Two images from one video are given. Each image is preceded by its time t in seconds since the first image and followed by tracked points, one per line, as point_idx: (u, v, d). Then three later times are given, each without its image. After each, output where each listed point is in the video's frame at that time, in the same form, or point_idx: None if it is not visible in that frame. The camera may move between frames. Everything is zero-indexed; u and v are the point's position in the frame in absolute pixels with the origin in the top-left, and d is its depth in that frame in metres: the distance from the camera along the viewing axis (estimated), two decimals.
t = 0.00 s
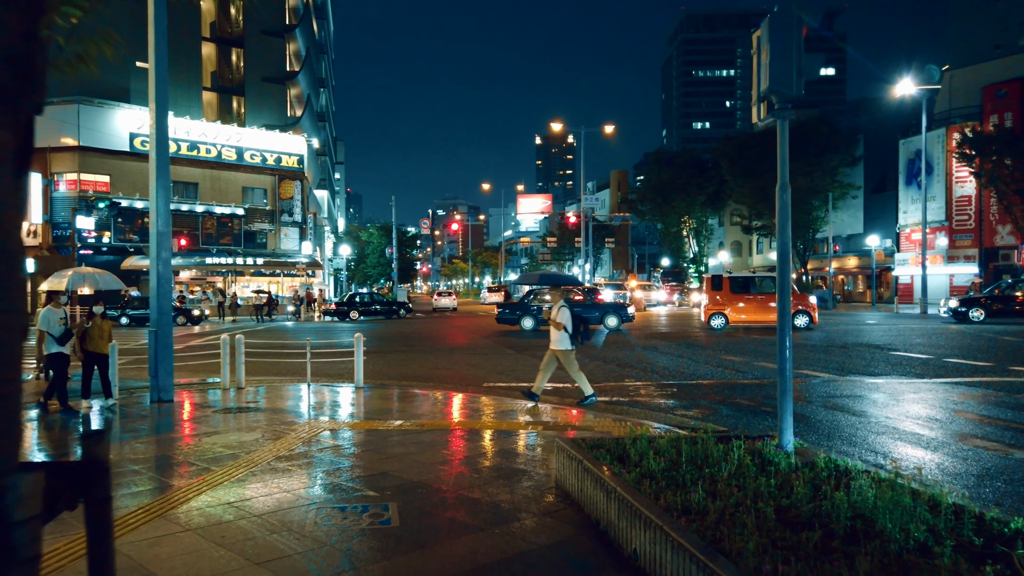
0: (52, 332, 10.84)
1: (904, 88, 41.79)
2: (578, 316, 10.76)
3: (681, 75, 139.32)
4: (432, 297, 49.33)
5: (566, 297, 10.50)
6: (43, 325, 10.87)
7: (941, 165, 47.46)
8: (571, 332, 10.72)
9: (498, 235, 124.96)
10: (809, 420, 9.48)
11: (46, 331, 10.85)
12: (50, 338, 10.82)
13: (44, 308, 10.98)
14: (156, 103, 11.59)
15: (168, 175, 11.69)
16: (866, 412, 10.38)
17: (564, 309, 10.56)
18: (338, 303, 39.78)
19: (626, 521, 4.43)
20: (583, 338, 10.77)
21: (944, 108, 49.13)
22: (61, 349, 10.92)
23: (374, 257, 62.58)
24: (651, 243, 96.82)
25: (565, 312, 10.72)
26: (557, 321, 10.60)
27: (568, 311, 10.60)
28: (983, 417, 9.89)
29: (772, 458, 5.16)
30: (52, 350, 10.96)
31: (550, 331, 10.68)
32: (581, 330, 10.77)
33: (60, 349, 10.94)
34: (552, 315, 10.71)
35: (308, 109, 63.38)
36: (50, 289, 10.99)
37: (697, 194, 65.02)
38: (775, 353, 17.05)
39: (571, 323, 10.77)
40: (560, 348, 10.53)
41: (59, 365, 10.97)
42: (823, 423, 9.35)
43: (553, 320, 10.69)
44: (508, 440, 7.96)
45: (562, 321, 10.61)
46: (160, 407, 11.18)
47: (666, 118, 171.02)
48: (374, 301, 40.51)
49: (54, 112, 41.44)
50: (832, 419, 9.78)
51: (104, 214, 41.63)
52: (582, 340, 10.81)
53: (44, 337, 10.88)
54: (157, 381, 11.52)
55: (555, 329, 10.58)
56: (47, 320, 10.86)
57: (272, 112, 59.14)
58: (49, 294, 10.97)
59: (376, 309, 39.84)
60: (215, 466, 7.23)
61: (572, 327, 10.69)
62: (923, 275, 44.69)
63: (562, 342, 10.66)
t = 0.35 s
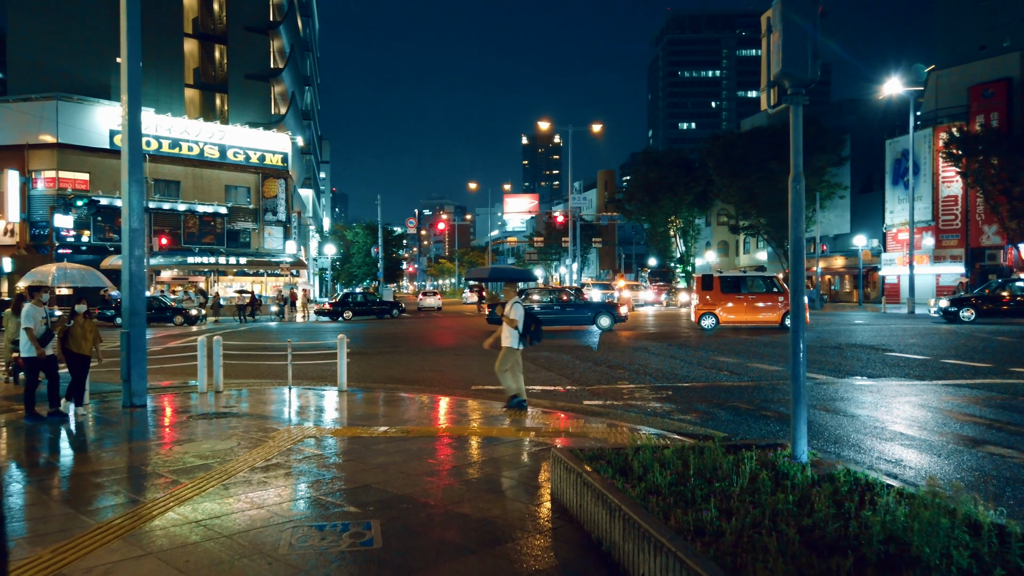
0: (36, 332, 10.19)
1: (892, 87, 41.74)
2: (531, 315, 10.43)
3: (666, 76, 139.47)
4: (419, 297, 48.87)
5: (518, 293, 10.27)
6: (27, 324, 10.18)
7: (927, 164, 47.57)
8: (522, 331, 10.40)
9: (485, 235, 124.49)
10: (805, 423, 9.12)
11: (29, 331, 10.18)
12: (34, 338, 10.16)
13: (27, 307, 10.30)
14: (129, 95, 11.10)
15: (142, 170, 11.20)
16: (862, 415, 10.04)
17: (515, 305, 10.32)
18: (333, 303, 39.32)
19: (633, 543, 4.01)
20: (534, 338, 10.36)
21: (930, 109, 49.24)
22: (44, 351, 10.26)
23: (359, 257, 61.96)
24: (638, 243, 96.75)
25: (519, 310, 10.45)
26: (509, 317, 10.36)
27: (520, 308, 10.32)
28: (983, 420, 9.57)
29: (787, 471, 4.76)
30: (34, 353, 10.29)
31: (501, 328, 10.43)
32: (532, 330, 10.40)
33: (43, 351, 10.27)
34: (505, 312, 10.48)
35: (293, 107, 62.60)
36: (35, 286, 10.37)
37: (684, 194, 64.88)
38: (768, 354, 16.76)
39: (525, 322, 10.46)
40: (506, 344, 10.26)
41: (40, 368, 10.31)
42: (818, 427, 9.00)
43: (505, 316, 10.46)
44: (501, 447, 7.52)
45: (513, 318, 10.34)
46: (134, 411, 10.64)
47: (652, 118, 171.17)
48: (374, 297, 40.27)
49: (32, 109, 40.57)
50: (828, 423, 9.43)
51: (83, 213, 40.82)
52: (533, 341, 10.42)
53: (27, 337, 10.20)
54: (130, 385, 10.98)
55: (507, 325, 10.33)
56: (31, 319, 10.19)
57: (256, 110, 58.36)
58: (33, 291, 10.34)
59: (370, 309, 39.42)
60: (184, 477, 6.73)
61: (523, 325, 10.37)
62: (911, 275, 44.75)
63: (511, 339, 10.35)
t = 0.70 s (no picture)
0: (23, 336, 9.47)
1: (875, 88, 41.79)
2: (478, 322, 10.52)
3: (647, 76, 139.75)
4: (401, 297, 48.33)
5: (467, 298, 10.41)
6: (12, 326, 9.43)
7: (908, 165, 47.85)
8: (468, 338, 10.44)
9: (467, 235, 123.88)
10: (796, 426, 8.87)
11: (15, 334, 9.44)
12: (20, 342, 9.43)
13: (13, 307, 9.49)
14: (96, 86, 10.56)
15: (110, 166, 10.66)
16: (850, 416, 9.84)
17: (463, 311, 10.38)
18: (321, 303, 38.80)
19: (642, 570, 3.63)
20: (480, 345, 10.40)
21: (910, 110, 49.54)
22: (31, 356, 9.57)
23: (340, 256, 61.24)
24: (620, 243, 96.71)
25: (465, 317, 10.53)
26: (456, 323, 10.38)
27: (466, 314, 10.41)
28: (972, 420, 9.41)
29: (803, 486, 4.41)
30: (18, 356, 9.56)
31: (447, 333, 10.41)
32: (479, 337, 10.44)
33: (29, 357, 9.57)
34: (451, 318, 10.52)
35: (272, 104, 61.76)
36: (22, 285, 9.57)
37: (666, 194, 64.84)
38: (756, 355, 16.51)
39: (470, 330, 10.52)
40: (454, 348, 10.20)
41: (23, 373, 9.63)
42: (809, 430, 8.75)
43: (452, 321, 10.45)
44: (490, 457, 7.11)
45: (460, 323, 10.39)
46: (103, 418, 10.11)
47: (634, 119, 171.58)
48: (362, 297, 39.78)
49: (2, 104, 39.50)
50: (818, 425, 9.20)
51: (55, 211, 39.83)
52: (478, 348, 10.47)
53: (12, 340, 9.44)
54: (98, 389, 10.45)
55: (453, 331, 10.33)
56: (18, 322, 9.43)
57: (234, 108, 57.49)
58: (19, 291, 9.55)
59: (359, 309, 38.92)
60: (152, 491, 6.26)
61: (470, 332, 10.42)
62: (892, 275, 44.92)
63: (457, 345, 10.35)
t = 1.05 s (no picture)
0: (17, 338, 8.99)
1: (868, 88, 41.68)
2: (437, 321, 9.75)
3: (637, 77, 139.81)
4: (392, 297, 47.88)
5: (423, 299, 9.57)
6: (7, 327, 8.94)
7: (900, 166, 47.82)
8: (428, 341, 9.71)
9: (457, 236, 123.38)
10: (806, 432, 8.55)
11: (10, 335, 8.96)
12: (15, 344, 8.96)
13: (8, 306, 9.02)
14: (74, 78, 10.15)
15: (90, 162, 10.24)
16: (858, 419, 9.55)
17: (417, 314, 9.55)
18: (318, 303, 38.21)
19: None
20: (442, 347, 9.72)
21: (902, 111, 49.52)
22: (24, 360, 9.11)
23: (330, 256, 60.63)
24: (611, 244, 96.51)
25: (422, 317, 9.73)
26: (411, 326, 9.61)
27: (423, 316, 9.60)
28: (982, 424, 9.15)
29: (842, 505, 4.04)
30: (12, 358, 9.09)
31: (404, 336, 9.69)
32: (440, 339, 9.71)
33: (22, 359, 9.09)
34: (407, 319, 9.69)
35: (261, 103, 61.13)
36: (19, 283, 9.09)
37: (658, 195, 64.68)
38: (756, 357, 16.20)
39: (429, 329, 9.78)
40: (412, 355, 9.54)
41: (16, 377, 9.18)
42: (819, 435, 8.43)
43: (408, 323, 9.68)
44: (491, 468, 6.71)
45: (417, 327, 9.60)
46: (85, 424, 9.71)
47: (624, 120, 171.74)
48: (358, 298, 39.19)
49: None
50: (827, 428, 8.90)
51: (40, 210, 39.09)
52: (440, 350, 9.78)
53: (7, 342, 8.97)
54: (77, 394, 10.03)
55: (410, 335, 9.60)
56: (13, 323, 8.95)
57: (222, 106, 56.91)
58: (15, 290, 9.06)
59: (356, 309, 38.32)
60: (131, 506, 5.83)
61: (429, 334, 9.67)
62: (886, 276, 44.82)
63: (417, 349, 9.67)
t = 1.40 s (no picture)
0: (33, 342, 8.57)
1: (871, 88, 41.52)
2: (401, 321, 9.43)
3: (634, 77, 139.56)
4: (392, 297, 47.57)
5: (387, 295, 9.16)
6: (20, 333, 8.49)
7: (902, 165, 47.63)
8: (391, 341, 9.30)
9: (456, 236, 123.01)
10: (827, 438, 8.18)
11: (24, 340, 8.51)
12: (31, 349, 8.55)
13: (22, 309, 8.56)
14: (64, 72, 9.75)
15: (81, 160, 9.87)
16: (877, 423, 9.19)
17: (383, 309, 9.11)
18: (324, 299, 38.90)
19: None
20: (404, 349, 9.40)
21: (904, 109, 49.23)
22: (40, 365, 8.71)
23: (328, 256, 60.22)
24: (610, 244, 96.20)
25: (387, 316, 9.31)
26: (377, 322, 9.12)
27: (389, 313, 9.20)
28: (999, 427, 8.87)
29: (898, 527, 3.67)
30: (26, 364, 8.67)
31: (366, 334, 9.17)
32: (404, 339, 9.37)
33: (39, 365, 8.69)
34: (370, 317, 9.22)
35: (258, 101, 60.67)
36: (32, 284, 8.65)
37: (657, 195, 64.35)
38: (764, 358, 15.87)
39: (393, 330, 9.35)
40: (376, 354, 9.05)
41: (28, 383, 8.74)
42: (840, 441, 8.06)
43: (371, 321, 9.20)
44: (501, 479, 6.33)
45: (383, 324, 9.17)
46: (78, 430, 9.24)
47: (622, 121, 171.40)
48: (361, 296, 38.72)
49: None
50: (847, 433, 8.53)
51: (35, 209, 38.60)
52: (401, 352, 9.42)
53: (22, 346, 8.53)
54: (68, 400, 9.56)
55: (374, 333, 9.10)
56: (28, 327, 8.51)
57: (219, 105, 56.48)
58: (28, 292, 8.62)
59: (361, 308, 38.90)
60: (120, 521, 5.43)
61: (394, 333, 9.28)
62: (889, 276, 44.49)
63: (381, 348, 9.14)
